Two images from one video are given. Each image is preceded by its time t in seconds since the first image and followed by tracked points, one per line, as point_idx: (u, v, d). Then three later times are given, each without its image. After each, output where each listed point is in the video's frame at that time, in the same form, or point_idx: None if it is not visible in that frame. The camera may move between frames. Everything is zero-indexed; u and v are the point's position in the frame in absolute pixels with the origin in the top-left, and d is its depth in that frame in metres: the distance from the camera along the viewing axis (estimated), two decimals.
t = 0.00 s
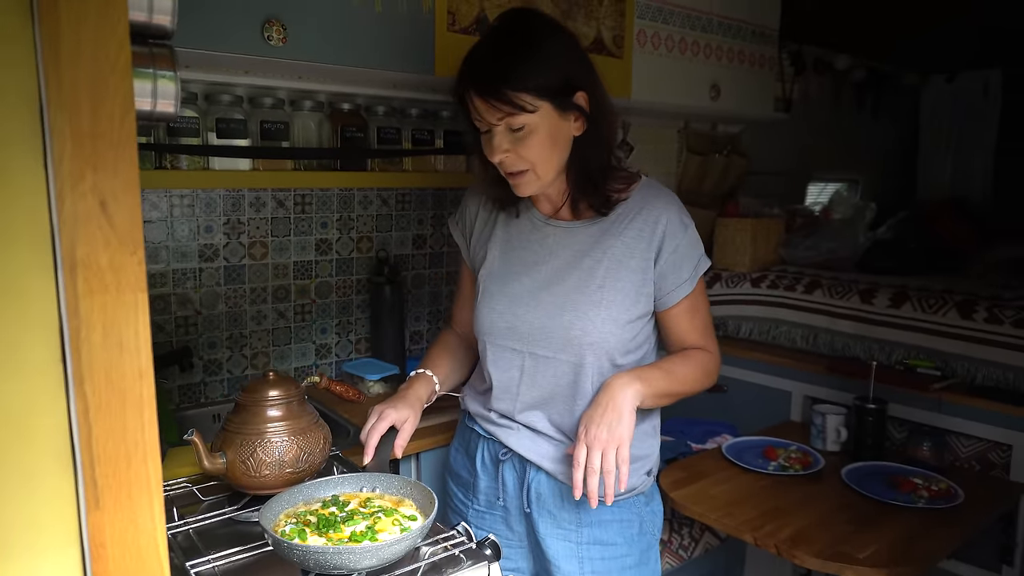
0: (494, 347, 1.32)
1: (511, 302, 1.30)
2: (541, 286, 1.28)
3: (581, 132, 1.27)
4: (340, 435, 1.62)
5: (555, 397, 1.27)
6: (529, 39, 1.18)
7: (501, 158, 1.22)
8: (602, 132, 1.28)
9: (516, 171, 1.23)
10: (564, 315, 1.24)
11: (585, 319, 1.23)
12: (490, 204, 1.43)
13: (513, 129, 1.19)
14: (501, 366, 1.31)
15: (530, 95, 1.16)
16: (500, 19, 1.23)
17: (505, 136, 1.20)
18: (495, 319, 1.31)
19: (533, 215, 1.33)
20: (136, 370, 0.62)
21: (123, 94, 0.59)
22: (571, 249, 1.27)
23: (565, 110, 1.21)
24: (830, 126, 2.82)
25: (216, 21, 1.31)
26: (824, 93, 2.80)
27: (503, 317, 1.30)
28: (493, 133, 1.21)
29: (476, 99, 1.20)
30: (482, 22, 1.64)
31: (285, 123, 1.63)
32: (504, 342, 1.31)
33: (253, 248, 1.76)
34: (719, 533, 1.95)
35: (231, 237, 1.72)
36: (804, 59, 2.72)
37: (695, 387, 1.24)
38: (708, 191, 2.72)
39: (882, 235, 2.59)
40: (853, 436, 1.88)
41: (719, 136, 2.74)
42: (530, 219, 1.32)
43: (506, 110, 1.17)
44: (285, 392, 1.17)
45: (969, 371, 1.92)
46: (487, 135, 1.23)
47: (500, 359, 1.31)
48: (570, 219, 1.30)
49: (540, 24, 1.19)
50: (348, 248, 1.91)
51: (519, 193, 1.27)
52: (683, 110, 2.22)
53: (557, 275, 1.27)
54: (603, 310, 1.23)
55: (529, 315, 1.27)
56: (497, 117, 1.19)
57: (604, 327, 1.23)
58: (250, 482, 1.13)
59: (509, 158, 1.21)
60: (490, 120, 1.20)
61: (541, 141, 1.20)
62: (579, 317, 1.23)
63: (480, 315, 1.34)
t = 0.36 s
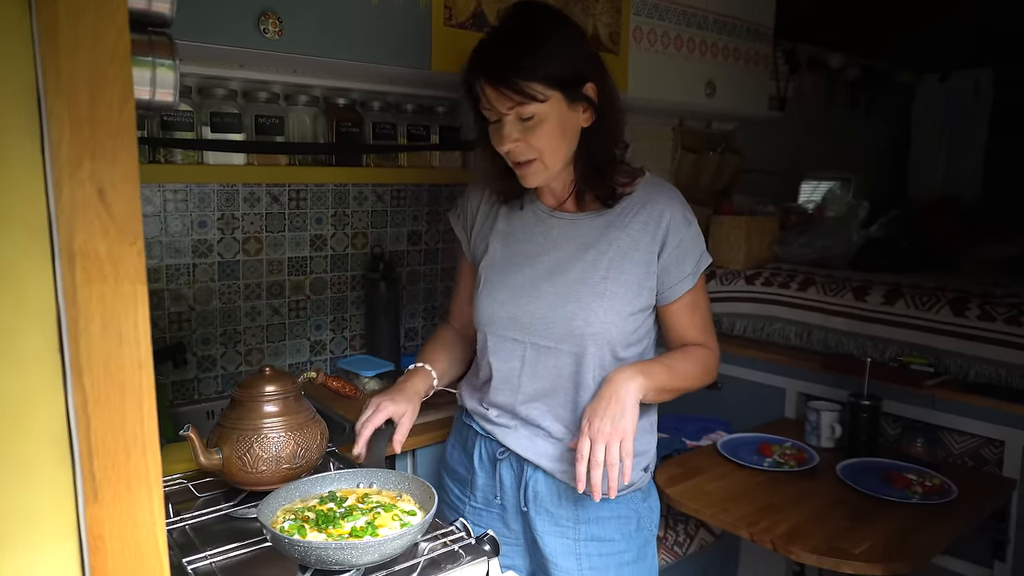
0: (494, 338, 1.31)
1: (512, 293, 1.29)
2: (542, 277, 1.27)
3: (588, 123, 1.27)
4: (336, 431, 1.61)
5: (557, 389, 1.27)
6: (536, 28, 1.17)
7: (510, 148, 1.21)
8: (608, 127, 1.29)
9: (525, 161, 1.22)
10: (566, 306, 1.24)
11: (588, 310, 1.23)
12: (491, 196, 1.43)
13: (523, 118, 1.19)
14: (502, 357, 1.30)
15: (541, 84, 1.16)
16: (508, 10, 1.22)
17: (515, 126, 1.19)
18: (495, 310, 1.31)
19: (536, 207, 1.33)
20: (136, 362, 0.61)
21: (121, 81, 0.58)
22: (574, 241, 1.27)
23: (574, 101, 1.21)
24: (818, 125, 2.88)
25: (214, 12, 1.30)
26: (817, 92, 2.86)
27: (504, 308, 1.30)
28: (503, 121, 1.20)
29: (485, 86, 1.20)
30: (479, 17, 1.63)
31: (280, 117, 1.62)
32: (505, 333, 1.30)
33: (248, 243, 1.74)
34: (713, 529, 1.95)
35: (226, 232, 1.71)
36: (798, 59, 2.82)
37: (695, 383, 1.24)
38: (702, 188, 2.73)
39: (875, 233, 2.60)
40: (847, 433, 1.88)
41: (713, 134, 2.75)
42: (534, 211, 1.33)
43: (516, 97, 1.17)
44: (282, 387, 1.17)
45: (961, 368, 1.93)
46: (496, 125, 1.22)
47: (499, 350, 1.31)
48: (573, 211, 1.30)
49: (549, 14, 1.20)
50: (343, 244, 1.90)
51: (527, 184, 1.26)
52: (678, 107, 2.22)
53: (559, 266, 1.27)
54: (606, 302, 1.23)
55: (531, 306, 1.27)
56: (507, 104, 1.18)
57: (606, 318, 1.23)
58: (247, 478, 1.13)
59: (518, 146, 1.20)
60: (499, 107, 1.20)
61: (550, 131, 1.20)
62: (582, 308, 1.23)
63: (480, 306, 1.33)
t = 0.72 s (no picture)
0: (493, 329, 1.32)
1: (509, 284, 1.30)
2: (540, 268, 1.28)
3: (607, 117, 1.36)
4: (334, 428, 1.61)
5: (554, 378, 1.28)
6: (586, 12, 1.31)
7: (557, 96, 1.25)
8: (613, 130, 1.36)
9: (562, 116, 1.25)
10: (564, 294, 1.25)
11: (584, 298, 1.24)
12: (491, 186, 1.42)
13: (576, 75, 1.27)
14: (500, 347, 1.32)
15: (596, 54, 1.28)
16: None
17: (568, 78, 1.27)
18: (492, 302, 1.31)
19: (536, 197, 1.33)
20: (142, 356, 0.61)
21: (127, 73, 0.57)
22: (573, 233, 1.28)
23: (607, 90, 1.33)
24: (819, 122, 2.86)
25: (215, 7, 1.30)
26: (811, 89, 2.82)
27: (501, 299, 1.30)
28: (558, 72, 1.27)
29: (545, 38, 1.28)
30: (477, 14, 1.63)
31: (278, 113, 1.61)
32: (503, 324, 1.31)
33: (245, 240, 1.74)
34: (709, 526, 1.96)
35: (223, 228, 1.70)
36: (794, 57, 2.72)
37: (688, 386, 1.25)
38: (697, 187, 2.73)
39: (870, 232, 2.62)
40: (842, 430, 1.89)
41: (709, 132, 2.76)
42: (533, 204, 1.33)
43: (580, 53, 1.27)
44: (282, 383, 1.17)
45: (955, 366, 1.94)
46: (545, 77, 1.28)
47: (500, 340, 1.32)
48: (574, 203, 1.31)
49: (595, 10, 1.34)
50: (340, 241, 1.90)
51: (548, 144, 1.27)
52: (675, 105, 2.22)
53: (556, 258, 1.28)
54: (603, 289, 1.24)
55: (528, 295, 1.28)
56: (566, 59, 1.27)
57: (603, 307, 1.24)
58: (247, 474, 1.13)
59: (560, 99, 1.25)
60: (554, 60, 1.27)
61: (591, 99, 1.28)
62: (579, 297, 1.24)
63: (478, 298, 1.34)
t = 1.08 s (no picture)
0: (496, 327, 1.33)
1: (513, 284, 1.30)
2: (543, 268, 1.29)
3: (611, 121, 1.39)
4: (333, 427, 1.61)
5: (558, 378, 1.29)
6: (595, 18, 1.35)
7: (569, 95, 1.28)
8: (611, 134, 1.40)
9: (573, 115, 1.28)
10: (568, 295, 1.26)
11: (589, 299, 1.25)
12: (495, 185, 1.43)
13: (587, 76, 1.31)
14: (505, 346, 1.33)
15: (604, 58, 1.32)
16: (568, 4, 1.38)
17: (580, 78, 1.30)
18: (496, 301, 1.31)
19: (538, 198, 1.34)
20: (147, 358, 0.61)
21: (134, 75, 0.58)
22: (575, 234, 1.29)
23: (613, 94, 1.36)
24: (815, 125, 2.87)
25: (217, 6, 1.30)
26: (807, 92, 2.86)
27: (504, 298, 1.31)
28: (570, 72, 1.31)
29: (559, 38, 1.31)
30: (477, 15, 1.64)
31: (278, 113, 1.61)
32: (506, 323, 1.31)
33: (244, 239, 1.74)
34: (706, 526, 1.97)
35: (223, 228, 1.70)
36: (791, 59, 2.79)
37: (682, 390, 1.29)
38: (695, 187, 2.74)
39: (866, 233, 2.63)
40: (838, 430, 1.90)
41: (707, 133, 2.77)
42: (535, 206, 1.33)
43: (592, 54, 1.31)
44: (283, 383, 1.18)
45: (951, 367, 1.95)
46: (558, 77, 1.30)
47: (503, 339, 1.33)
48: (577, 203, 1.33)
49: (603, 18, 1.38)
50: (339, 240, 1.90)
51: (558, 142, 1.30)
52: (674, 106, 2.23)
53: (558, 259, 1.28)
54: (607, 290, 1.25)
55: (533, 295, 1.28)
56: (579, 59, 1.31)
57: (607, 307, 1.25)
58: (248, 474, 1.13)
59: (573, 98, 1.28)
60: (567, 60, 1.31)
61: (600, 100, 1.31)
62: (584, 297, 1.25)
63: (480, 297, 1.34)
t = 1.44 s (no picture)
0: (493, 328, 1.33)
1: (508, 285, 1.31)
2: (539, 269, 1.30)
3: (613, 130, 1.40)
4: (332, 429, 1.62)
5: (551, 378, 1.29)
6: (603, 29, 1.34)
7: (576, 112, 1.29)
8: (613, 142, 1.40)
9: (577, 131, 1.30)
10: (563, 295, 1.27)
11: (583, 299, 1.26)
12: (492, 191, 1.43)
13: (593, 93, 1.32)
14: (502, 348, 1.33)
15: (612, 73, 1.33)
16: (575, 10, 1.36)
17: (587, 96, 1.31)
18: (491, 303, 1.32)
19: (533, 201, 1.35)
20: (150, 360, 0.62)
21: (138, 79, 0.58)
22: (571, 236, 1.30)
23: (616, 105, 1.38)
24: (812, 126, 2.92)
25: (218, 10, 1.31)
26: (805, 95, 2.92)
27: (500, 299, 1.31)
28: (577, 87, 1.31)
29: (568, 53, 1.31)
30: (477, 18, 1.64)
31: (278, 116, 1.62)
32: (502, 324, 1.32)
33: (243, 242, 1.75)
34: (703, 528, 1.97)
35: (222, 231, 1.71)
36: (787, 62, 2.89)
37: (672, 390, 1.30)
38: (693, 191, 2.74)
39: (862, 236, 2.64)
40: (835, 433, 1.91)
41: (704, 137, 2.78)
42: (532, 209, 1.34)
43: (600, 70, 1.31)
44: (282, 386, 1.18)
45: (947, 369, 1.96)
46: (565, 91, 1.31)
47: (500, 341, 1.33)
48: (574, 205, 1.34)
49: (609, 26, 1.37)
50: (338, 243, 1.90)
51: (561, 155, 1.31)
52: (672, 110, 2.24)
53: (554, 260, 1.29)
54: (601, 290, 1.25)
55: (528, 296, 1.29)
56: (587, 76, 1.31)
57: (601, 307, 1.26)
58: (247, 476, 1.14)
59: (580, 115, 1.30)
60: (574, 75, 1.30)
61: (604, 117, 1.33)
62: (578, 297, 1.26)
63: (476, 299, 1.34)
